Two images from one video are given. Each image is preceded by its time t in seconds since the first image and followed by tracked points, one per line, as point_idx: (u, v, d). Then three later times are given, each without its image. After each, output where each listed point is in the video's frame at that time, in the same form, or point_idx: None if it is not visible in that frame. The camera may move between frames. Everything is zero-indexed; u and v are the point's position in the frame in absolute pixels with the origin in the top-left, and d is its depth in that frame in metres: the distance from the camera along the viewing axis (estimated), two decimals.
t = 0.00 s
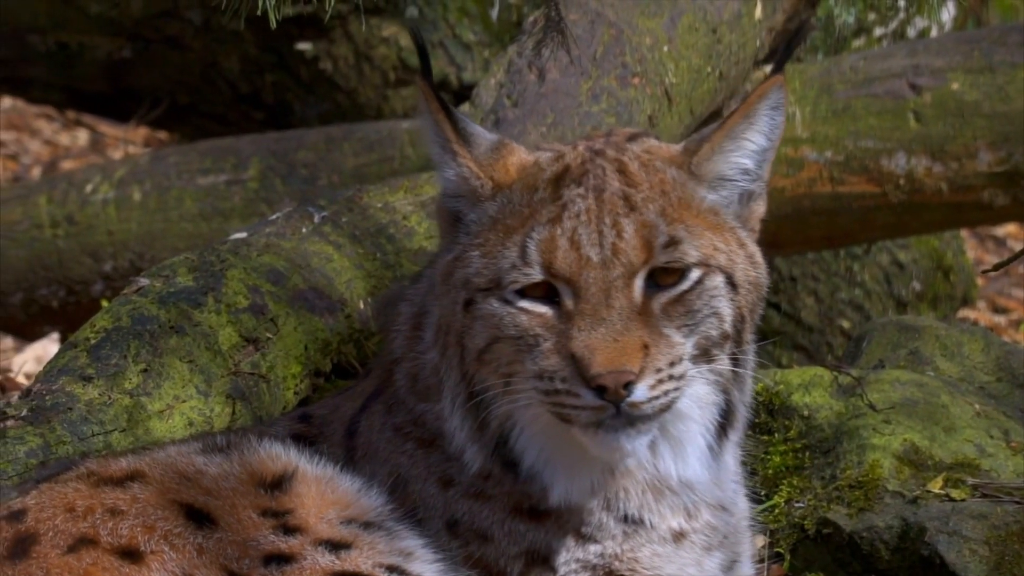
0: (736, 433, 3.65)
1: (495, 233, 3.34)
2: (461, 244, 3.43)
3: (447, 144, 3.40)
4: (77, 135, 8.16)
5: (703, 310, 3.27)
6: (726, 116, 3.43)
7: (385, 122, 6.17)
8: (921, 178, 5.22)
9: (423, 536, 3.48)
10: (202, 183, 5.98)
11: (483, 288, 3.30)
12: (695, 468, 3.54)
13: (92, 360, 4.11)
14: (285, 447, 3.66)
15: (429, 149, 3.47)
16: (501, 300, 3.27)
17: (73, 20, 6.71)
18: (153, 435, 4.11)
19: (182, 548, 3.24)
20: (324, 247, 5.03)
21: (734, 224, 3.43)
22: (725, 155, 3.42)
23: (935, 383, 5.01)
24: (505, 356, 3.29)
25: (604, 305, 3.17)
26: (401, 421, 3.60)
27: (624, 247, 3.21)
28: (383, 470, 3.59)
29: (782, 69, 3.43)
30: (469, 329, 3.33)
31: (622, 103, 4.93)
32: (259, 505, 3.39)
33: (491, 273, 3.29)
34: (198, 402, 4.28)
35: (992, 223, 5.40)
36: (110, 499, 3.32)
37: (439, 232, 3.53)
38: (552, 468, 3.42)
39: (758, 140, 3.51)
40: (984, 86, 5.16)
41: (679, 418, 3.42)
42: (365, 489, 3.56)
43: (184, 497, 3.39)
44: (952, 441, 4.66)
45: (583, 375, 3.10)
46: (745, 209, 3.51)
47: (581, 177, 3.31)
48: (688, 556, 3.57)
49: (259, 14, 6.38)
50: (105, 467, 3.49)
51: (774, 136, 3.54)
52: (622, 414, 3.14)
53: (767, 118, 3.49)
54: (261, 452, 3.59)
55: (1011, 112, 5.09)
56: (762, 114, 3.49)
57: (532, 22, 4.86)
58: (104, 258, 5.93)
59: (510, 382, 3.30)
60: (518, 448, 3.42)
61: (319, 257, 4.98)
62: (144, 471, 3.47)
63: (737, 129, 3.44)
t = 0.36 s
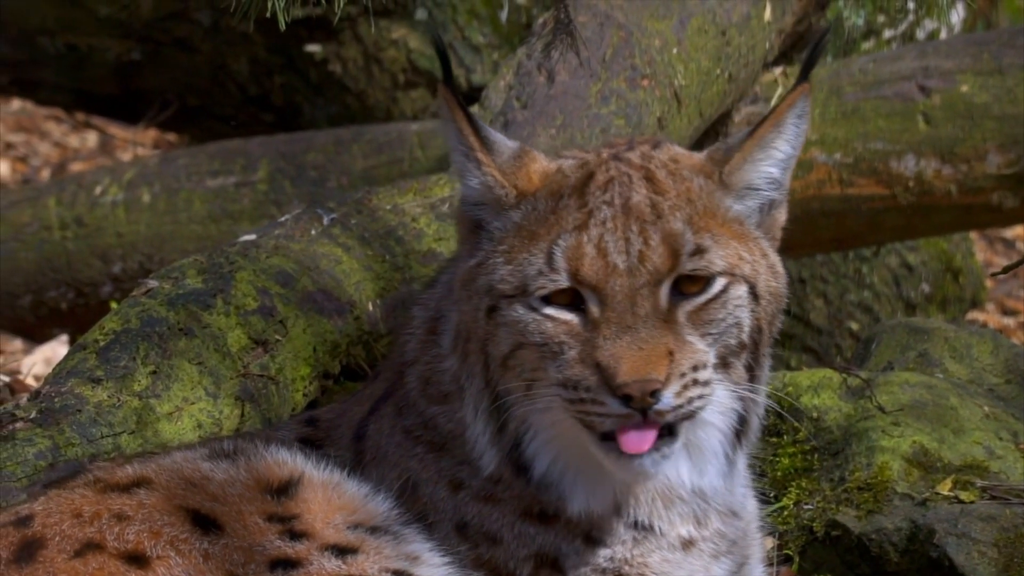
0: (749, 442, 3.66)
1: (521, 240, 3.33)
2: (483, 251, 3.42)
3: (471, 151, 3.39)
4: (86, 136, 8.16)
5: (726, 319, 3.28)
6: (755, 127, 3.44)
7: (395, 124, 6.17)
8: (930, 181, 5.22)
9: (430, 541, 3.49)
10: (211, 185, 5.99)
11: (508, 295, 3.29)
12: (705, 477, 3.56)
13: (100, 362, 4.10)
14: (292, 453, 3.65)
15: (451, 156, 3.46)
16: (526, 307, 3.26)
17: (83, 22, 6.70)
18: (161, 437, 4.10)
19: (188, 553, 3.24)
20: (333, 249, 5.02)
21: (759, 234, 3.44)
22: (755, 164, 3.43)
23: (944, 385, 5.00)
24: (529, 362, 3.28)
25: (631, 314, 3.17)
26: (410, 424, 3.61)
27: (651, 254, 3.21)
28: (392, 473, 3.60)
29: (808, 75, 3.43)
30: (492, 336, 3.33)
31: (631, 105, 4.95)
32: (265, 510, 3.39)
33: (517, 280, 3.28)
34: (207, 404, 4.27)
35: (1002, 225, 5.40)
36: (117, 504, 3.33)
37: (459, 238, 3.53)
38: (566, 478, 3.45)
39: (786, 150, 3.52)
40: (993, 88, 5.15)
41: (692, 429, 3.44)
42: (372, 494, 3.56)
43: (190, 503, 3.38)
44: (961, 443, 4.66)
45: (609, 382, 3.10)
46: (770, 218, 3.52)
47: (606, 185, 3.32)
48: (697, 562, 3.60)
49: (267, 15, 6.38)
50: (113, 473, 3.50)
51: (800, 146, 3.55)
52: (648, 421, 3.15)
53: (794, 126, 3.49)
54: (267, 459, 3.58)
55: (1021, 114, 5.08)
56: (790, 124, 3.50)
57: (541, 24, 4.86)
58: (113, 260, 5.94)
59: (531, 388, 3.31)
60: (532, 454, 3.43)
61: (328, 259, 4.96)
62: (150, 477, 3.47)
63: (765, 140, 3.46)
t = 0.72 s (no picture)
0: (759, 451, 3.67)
1: (540, 250, 3.32)
2: (501, 261, 3.41)
3: (492, 163, 3.39)
4: (93, 139, 8.17)
5: (744, 333, 3.29)
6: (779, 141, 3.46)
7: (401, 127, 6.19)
8: (937, 183, 5.22)
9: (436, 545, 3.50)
10: (218, 188, 6.00)
11: (527, 305, 3.29)
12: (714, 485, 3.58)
13: (108, 365, 4.10)
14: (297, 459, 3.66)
15: (470, 165, 3.44)
16: (546, 317, 3.26)
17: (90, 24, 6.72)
18: (168, 440, 4.11)
19: (193, 560, 3.24)
20: (340, 252, 5.01)
21: (778, 248, 3.45)
22: (777, 180, 3.45)
23: (951, 388, 5.00)
24: (547, 372, 3.28)
25: (651, 327, 3.18)
26: (419, 427, 3.61)
27: (671, 267, 3.22)
28: (400, 477, 3.60)
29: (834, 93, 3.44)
30: (510, 345, 3.33)
31: (639, 107, 4.95)
32: (269, 516, 3.39)
33: (537, 290, 3.28)
34: (214, 406, 4.27)
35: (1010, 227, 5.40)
36: (123, 510, 3.33)
37: (475, 247, 3.52)
38: (575, 487, 3.45)
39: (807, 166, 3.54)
40: (1000, 91, 5.16)
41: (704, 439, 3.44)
42: (377, 499, 3.57)
43: (195, 509, 3.39)
44: (969, 445, 4.67)
45: (627, 396, 3.12)
46: (788, 234, 3.54)
47: (626, 196, 3.33)
48: (704, 570, 3.62)
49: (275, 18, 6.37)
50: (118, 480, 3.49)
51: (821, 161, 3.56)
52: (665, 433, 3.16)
53: (818, 142, 3.50)
54: (271, 465, 3.59)
55: None
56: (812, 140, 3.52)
57: (549, 27, 4.86)
58: (121, 263, 5.94)
59: (546, 397, 3.32)
60: (544, 463, 3.44)
61: (335, 261, 4.95)
62: (156, 483, 3.48)
63: (789, 155, 3.47)
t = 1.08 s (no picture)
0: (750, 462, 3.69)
1: (540, 257, 3.32)
2: (499, 268, 3.41)
3: (493, 174, 3.37)
4: (84, 141, 8.17)
5: (743, 341, 3.32)
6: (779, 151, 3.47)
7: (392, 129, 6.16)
8: (928, 186, 5.22)
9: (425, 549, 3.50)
10: (209, 190, 6.01)
11: (526, 312, 3.30)
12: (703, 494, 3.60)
13: (98, 367, 4.11)
14: (286, 463, 3.66)
15: (470, 176, 3.43)
16: (545, 324, 3.27)
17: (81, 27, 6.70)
18: (158, 443, 4.11)
19: (182, 564, 3.25)
20: (331, 255, 5.00)
21: (776, 257, 3.48)
22: (776, 189, 3.46)
23: (942, 391, 5.00)
24: (546, 377, 3.30)
25: (651, 334, 3.20)
26: (409, 430, 3.61)
27: (672, 274, 3.24)
28: (390, 480, 3.60)
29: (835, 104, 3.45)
30: (509, 351, 3.33)
31: (630, 110, 4.95)
32: (258, 521, 3.39)
33: (537, 297, 3.29)
34: (205, 409, 4.28)
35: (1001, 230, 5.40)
36: (114, 515, 3.34)
37: (472, 253, 3.52)
38: (565, 494, 3.45)
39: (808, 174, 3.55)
40: (991, 93, 5.18)
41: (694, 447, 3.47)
42: (365, 503, 3.57)
43: (185, 514, 3.39)
44: (958, 448, 4.67)
45: (625, 403, 3.13)
46: (787, 242, 3.56)
47: (626, 203, 3.34)
48: None
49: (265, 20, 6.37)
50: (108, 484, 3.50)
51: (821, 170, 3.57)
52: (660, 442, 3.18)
53: (818, 152, 3.52)
54: (261, 469, 3.59)
55: (1019, 119, 5.10)
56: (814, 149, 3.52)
57: (540, 30, 4.85)
58: (111, 265, 5.95)
59: (544, 403, 3.33)
60: (538, 469, 3.44)
61: (326, 264, 4.95)
62: (145, 488, 3.48)
63: (789, 164, 3.49)
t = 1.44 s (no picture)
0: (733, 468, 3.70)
1: (530, 258, 3.31)
2: (489, 269, 3.40)
3: (484, 176, 3.36)
4: (64, 143, 8.16)
5: (732, 340, 3.32)
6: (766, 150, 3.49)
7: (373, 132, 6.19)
8: (908, 188, 5.27)
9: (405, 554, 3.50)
10: (189, 192, 6.02)
11: (517, 312, 3.28)
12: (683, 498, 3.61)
13: (79, 369, 4.11)
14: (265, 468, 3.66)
15: (461, 178, 3.42)
16: (535, 324, 3.26)
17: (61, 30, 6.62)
18: (139, 444, 4.11)
19: (161, 569, 3.27)
20: (311, 257, 5.01)
21: (765, 257, 3.48)
22: (763, 187, 3.48)
23: (922, 393, 5.01)
24: (537, 378, 3.28)
25: (643, 333, 3.19)
26: (393, 433, 3.59)
27: (664, 273, 3.23)
28: (372, 483, 3.59)
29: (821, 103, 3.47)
30: (499, 353, 3.32)
31: (610, 112, 4.95)
32: (237, 525, 3.39)
33: (528, 297, 3.27)
34: (186, 411, 4.28)
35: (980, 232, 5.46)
36: (93, 519, 3.35)
37: (460, 255, 3.50)
38: (545, 491, 3.45)
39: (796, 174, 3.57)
40: (972, 96, 5.21)
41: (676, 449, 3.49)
42: (345, 507, 3.57)
43: (165, 518, 3.40)
44: (939, 450, 4.66)
45: (616, 401, 3.12)
46: (776, 241, 3.57)
47: (617, 203, 3.33)
48: None
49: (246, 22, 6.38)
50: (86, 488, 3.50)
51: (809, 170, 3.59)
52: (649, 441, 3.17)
53: (805, 151, 3.53)
54: (241, 473, 3.59)
55: (999, 121, 5.14)
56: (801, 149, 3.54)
57: (520, 32, 4.86)
58: (92, 267, 5.95)
59: (531, 405, 3.33)
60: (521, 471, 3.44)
61: (306, 266, 4.95)
62: (124, 492, 3.48)
63: (776, 163, 3.50)
